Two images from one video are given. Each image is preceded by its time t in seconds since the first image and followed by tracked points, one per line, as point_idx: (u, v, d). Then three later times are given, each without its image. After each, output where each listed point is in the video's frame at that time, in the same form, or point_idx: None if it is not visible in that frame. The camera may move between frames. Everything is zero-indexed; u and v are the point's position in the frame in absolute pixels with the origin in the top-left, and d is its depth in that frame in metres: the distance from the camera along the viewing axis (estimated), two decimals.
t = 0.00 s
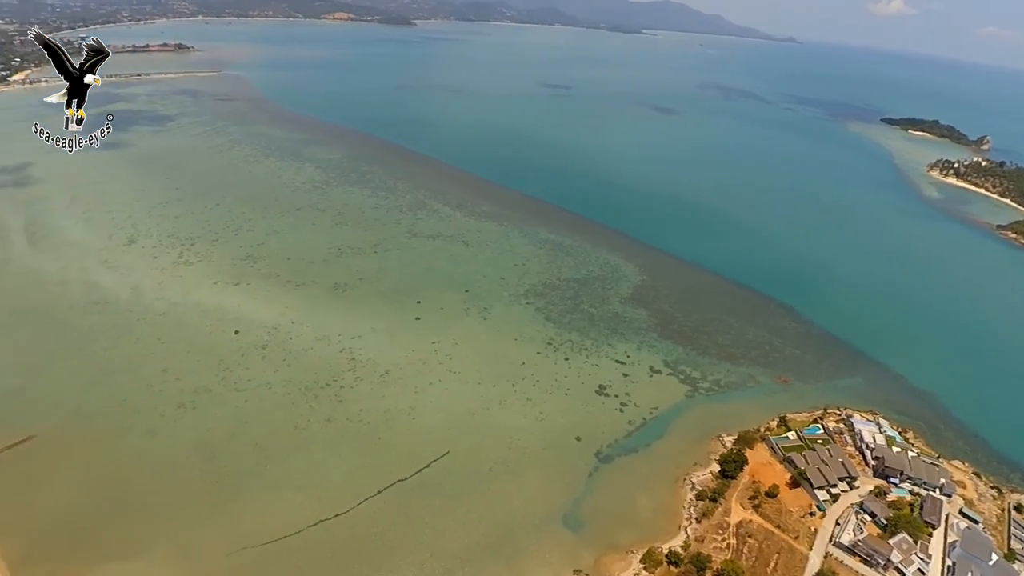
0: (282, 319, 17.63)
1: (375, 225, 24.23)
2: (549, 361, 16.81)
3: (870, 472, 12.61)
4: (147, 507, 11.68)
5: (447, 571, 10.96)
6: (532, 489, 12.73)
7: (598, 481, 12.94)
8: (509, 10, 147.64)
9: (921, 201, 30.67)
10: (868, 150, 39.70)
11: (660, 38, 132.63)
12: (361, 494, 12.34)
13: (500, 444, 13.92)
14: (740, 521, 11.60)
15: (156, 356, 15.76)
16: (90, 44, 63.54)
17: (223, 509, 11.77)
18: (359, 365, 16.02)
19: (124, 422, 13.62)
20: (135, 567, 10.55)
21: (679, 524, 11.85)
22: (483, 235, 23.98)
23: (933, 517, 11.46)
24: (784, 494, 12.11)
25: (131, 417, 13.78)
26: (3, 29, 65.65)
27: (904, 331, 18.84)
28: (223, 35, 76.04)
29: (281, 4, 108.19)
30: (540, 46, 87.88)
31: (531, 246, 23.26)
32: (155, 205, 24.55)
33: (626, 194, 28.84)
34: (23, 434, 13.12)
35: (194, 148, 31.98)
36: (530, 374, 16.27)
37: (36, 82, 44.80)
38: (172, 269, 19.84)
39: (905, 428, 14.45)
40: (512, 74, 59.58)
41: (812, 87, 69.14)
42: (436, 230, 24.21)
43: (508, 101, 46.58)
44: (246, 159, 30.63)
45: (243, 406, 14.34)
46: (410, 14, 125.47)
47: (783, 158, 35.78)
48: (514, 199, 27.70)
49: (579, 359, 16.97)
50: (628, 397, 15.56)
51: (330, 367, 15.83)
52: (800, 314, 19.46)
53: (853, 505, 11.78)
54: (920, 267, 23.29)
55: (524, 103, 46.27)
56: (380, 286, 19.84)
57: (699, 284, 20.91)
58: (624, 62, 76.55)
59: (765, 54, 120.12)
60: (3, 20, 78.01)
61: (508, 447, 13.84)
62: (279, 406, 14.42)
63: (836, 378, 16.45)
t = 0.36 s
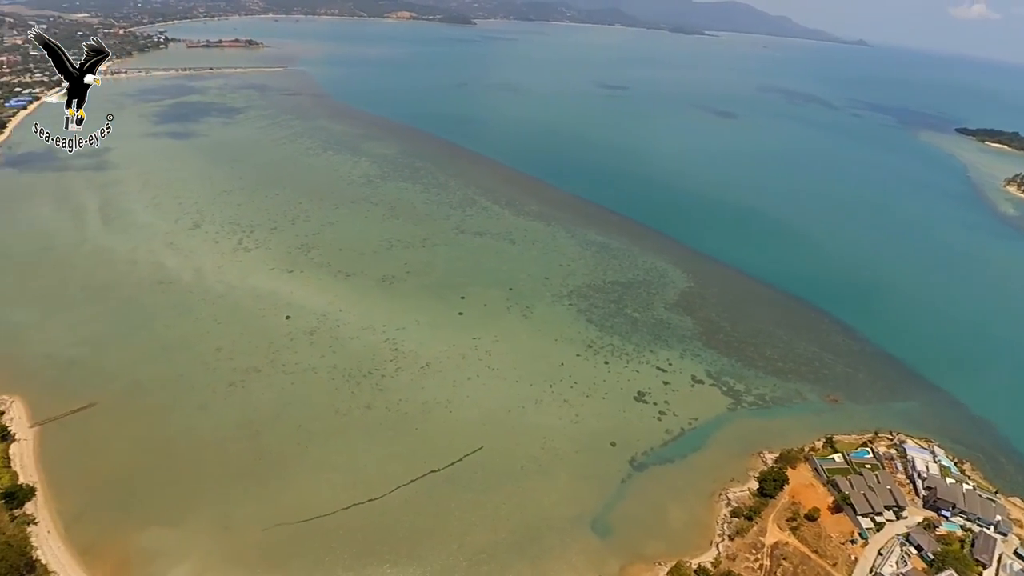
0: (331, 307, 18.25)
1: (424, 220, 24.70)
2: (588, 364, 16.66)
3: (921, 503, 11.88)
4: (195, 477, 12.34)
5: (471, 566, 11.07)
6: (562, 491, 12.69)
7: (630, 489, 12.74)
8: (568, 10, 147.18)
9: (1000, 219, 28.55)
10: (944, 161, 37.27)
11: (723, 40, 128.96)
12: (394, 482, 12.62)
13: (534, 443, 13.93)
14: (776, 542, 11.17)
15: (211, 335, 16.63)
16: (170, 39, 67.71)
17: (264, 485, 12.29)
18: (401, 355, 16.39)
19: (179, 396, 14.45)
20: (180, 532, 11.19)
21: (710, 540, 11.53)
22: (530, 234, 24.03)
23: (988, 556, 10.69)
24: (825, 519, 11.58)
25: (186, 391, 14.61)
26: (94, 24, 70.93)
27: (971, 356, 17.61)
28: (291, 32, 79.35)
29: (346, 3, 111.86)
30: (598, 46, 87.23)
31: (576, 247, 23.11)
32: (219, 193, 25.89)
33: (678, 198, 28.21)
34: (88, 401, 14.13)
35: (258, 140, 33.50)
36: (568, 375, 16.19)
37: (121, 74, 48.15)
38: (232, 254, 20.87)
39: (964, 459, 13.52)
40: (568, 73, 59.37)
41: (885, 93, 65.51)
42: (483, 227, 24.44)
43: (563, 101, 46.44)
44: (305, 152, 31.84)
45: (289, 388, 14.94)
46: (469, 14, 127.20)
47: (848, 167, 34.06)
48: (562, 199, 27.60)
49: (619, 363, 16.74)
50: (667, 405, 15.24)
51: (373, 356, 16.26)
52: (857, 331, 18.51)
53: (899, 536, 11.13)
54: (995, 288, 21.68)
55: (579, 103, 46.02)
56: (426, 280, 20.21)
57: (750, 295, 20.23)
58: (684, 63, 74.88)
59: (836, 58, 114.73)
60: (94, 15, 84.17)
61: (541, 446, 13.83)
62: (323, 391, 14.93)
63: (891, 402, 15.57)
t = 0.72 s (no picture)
0: (375, 298, 18.73)
1: (470, 217, 24.97)
2: (626, 369, 16.43)
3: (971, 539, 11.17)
4: (236, 453, 12.94)
5: (492, 561, 11.15)
6: (590, 495, 12.60)
7: (660, 499, 12.52)
8: (626, 10, 145.45)
9: None
10: None
11: (786, 42, 124.41)
12: (425, 473, 12.84)
13: (565, 444, 13.88)
14: (810, 566, 10.76)
15: (260, 319, 17.38)
16: (238, 34, 71.07)
17: (302, 466, 12.75)
18: (439, 349, 16.64)
19: (227, 375, 15.18)
20: (220, 504, 11.75)
21: (740, 558, 11.21)
22: (575, 235, 23.90)
23: None
24: (864, 546, 11.06)
25: (233, 371, 15.33)
26: (170, 20, 75.29)
27: None
28: (351, 29, 81.78)
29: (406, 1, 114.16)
30: (654, 47, 85.88)
31: (621, 250, 22.83)
32: (277, 183, 27.00)
33: (728, 204, 27.45)
34: (143, 374, 15.05)
35: (316, 133, 34.73)
36: (604, 379, 16.03)
37: (192, 67, 50.89)
38: (286, 243, 21.74)
39: None
40: (623, 74, 58.66)
41: (962, 102, 61.58)
42: (528, 226, 24.49)
43: (616, 102, 45.93)
44: (361, 146, 32.77)
45: (330, 374, 15.45)
46: (526, 14, 127.49)
47: (916, 179, 32.20)
48: (608, 201, 27.33)
49: (657, 370, 16.44)
50: (704, 416, 14.86)
51: (413, 349, 16.58)
52: (914, 352, 17.51)
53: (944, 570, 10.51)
54: None
55: (633, 104, 45.40)
56: (468, 276, 20.44)
57: (800, 307, 19.45)
58: (744, 66, 72.68)
59: (909, 64, 108.74)
60: (171, 11, 89.28)
61: (572, 449, 13.76)
62: (363, 379, 15.35)
63: (947, 430, 14.68)
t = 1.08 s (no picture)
0: (420, 292, 19.04)
1: (517, 215, 25.01)
2: (667, 377, 16.03)
3: None
4: (279, 433, 13.43)
5: (518, 559, 11.12)
6: (621, 503, 12.36)
7: (692, 513, 12.16)
8: (689, 12, 142.44)
9: None
10: None
11: (860, 47, 118.65)
12: (457, 467, 12.94)
13: (599, 449, 13.67)
14: None
15: (310, 306, 17.98)
16: (305, 32, 73.92)
17: (339, 450, 13.10)
18: (479, 346, 16.74)
19: (275, 358, 15.79)
20: (260, 481, 12.21)
21: None
22: (623, 238, 23.53)
23: None
24: None
25: (281, 354, 15.93)
26: (244, 17, 79.05)
27: None
28: (413, 28, 83.43)
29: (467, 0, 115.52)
30: (717, 49, 83.60)
31: (669, 256, 22.29)
32: (333, 177, 27.85)
33: (786, 213, 26.36)
34: (198, 352, 15.86)
35: (374, 129, 35.62)
36: (644, 386, 15.70)
37: (261, 63, 53.22)
38: (339, 234, 22.41)
39: None
40: (683, 76, 57.35)
41: None
42: (576, 227, 24.31)
43: (675, 104, 44.96)
44: (415, 143, 33.37)
45: (372, 363, 15.82)
46: (586, 14, 126.57)
47: (997, 195, 29.95)
48: (659, 205, 26.74)
49: (700, 381, 15.96)
50: (746, 431, 14.32)
51: (454, 344, 16.74)
52: (981, 380, 16.30)
53: None
54: None
55: (691, 107, 44.33)
56: (512, 274, 20.47)
57: (856, 325, 18.46)
58: (812, 71, 69.68)
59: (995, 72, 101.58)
60: (245, 9, 93.72)
61: (606, 454, 13.54)
62: (403, 371, 15.62)
63: (1011, 466, 13.62)
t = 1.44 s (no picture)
0: (463, 288, 19.23)
1: (564, 216, 24.88)
2: (708, 388, 15.57)
3: None
4: (319, 417, 13.86)
5: (542, 560, 11.06)
6: (651, 512, 12.12)
7: (724, 529, 11.80)
8: (754, 14, 138.11)
9: None
10: None
11: (938, 53, 111.92)
12: (489, 463, 12.99)
13: (632, 456, 13.43)
14: None
15: (355, 297, 18.46)
16: (367, 30, 75.83)
17: (375, 438, 13.40)
18: (517, 345, 16.75)
19: (319, 344, 16.29)
20: (298, 462, 12.61)
21: None
22: (670, 243, 23.01)
23: None
24: None
25: (326, 341, 16.42)
26: (310, 16, 81.97)
27: None
28: (471, 28, 84.41)
29: None
30: (782, 52, 80.63)
31: (718, 263, 21.61)
32: (386, 172, 28.48)
33: (846, 224, 25.15)
34: (249, 335, 16.57)
35: (427, 127, 36.21)
36: (683, 395, 15.31)
37: (323, 60, 55.07)
38: (388, 228, 22.90)
39: None
40: (744, 79, 55.59)
41: None
42: (623, 230, 23.95)
43: (733, 108, 43.61)
44: (467, 141, 33.71)
45: (412, 355, 16.09)
46: (646, 14, 124.69)
47: None
48: (710, 210, 26.00)
49: (742, 394, 15.42)
50: (788, 449, 13.74)
51: (493, 341, 16.81)
52: None
53: None
54: None
55: (751, 111, 42.90)
56: (555, 275, 20.37)
57: (915, 345, 17.41)
58: (884, 76, 66.14)
59: None
60: (311, 7, 97.17)
61: (639, 462, 13.29)
62: (441, 365, 15.81)
63: None
